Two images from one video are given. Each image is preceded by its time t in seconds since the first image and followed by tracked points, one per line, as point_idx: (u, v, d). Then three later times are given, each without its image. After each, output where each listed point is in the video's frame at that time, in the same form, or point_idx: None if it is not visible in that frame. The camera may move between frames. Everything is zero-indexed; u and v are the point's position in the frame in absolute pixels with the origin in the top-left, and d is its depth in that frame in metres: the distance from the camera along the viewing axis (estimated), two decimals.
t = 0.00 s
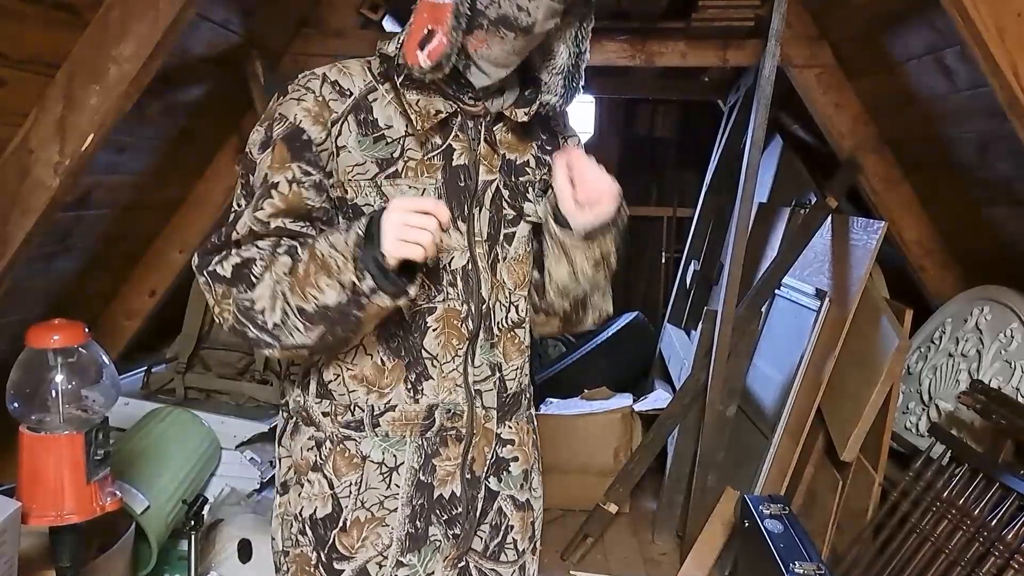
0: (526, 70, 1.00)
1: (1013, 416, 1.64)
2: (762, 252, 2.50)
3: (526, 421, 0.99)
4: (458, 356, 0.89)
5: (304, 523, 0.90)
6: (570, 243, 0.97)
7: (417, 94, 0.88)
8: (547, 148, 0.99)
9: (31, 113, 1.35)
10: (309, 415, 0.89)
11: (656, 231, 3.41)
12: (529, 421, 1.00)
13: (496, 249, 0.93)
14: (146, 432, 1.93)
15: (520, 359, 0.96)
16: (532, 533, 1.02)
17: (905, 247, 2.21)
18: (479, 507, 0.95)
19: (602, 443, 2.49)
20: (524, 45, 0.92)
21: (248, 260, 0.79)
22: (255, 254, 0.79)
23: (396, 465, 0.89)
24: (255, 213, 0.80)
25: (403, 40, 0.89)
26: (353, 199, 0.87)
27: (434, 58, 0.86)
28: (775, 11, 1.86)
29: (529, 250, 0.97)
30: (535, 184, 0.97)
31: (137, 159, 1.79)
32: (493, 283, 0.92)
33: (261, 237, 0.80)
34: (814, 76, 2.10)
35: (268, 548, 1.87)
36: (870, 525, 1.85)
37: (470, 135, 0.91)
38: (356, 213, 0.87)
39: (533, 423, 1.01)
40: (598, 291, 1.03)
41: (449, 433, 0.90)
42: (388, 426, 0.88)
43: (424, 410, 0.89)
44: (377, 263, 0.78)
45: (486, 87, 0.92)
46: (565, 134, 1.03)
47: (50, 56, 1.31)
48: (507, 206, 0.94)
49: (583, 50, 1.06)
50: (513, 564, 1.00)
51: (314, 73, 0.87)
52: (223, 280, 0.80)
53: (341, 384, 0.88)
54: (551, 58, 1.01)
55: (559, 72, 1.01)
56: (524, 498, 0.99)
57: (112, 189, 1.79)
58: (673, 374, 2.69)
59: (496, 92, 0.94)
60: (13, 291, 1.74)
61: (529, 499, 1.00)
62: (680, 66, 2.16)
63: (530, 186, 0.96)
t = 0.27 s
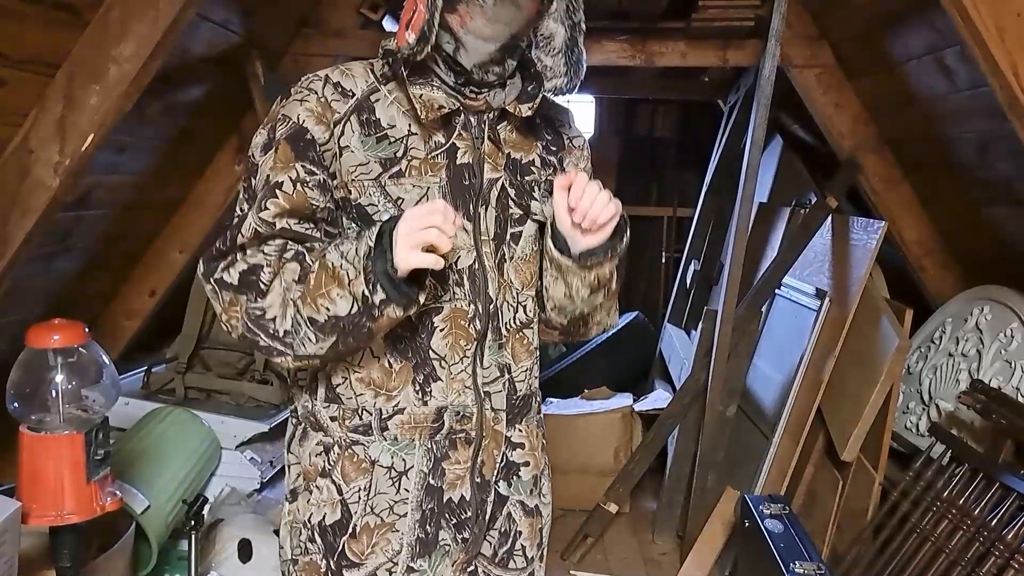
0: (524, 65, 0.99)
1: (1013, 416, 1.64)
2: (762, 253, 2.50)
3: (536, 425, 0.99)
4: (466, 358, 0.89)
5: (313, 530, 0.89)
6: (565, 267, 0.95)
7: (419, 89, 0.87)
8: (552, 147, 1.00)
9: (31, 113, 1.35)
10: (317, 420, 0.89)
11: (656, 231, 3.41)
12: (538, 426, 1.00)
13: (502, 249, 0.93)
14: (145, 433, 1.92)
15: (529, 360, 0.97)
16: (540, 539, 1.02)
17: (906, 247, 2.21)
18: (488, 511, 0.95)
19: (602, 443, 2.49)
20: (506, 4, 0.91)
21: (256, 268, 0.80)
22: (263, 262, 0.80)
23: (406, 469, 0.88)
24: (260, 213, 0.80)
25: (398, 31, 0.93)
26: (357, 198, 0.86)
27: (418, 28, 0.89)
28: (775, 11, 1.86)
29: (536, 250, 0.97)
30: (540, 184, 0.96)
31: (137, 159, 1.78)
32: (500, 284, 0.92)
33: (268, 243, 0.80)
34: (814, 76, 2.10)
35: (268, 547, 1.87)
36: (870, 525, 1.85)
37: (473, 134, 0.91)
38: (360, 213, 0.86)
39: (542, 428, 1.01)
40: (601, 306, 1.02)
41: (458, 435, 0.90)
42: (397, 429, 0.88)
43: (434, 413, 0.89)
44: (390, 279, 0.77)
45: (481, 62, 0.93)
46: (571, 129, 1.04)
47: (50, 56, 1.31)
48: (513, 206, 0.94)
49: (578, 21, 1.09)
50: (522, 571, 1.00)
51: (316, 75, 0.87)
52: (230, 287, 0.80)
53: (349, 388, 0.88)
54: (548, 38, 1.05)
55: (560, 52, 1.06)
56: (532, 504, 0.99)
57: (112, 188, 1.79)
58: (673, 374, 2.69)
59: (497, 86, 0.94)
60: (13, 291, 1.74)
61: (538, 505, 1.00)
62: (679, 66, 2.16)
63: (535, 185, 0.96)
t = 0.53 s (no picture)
0: (521, 61, 0.99)
1: (1013, 416, 1.64)
2: (762, 253, 2.50)
3: (541, 428, 0.99)
4: (468, 358, 0.89)
5: (317, 533, 0.89)
6: (562, 279, 0.93)
7: (419, 86, 0.87)
8: (555, 147, 0.99)
9: (31, 113, 1.35)
10: (322, 422, 0.90)
11: (656, 231, 3.41)
12: (544, 427, 1.00)
13: (504, 248, 0.93)
14: (145, 433, 1.92)
15: (534, 362, 0.95)
16: (545, 544, 1.01)
17: (906, 247, 2.21)
18: (492, 514, 0.94)
19: (602, 443, 2.49)
20: None
21: (257, 274, 0.81)
22: (264, 267, 0.81)
23: (409, 471, 0.88)
24: (259, 216, 0.81)
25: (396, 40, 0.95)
26: (356, 199, 0.86)
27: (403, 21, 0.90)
28: (775, 11, 1.86)
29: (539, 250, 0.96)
30: (541, 183, 0.97)
31: (137, 159, 1.78)
32: (502, 283, 0.92)
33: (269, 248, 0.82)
34: (814, 76, 2.10)
35: (269, 547, 1.87)
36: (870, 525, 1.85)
37: (472, 132, 0.91)
38: (360, 213, 0.87)
39: (548, 430, 1.01)
40: (601, 315, 1.00)
41: (461, 437, 0.90)
42: (400, 431, 0.88)
43: (436, 414, 0.89)
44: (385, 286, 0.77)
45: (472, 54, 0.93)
46: (571, 128, 1.03)
47: (50, 56, 1.31)
48: (514, 205, 0.94)
49: (568, 8, 1.02)
50: None
51: (314, 78, 0.87)
52: (233, 293, 0.82)
53: (353, 390, 0.88)
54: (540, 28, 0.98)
55: (551, 42, 0.98)
56: (538, 508, 0.98)
57: (112, 189, 1.79)
58: (673, 374, 2.69)
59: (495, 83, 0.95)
60: (13, 291, 1.74)
61: (543, 509, 0.99)
62: (679, 65, 2.16)
63: (536, 185, 0.96)
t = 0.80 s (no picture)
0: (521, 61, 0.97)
1: (1013, 416, 1.64)
2: (762, 253, 2.50)
3: (545, 425, 1.00)
4: (473, 356, 0.89)
5: (324, 533, 0.90)
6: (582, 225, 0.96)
7: (421, 87, 0.87)
8: (554, 145, 1.00)
9: (31, 113, 1.35)
10: (328, 422, 0.89)
11: (656, 231, 3.41)
12: (546, 425, 1.01)
13: (508, 246, 0.93)
14: (145, 433, 1.92)
15: (536, 358, 0.96)
16: (549, 539, 1.03)
17: (906, 246, 2.21)
18: (498, 510, 0.95)
19: (602, 443, 2.49)
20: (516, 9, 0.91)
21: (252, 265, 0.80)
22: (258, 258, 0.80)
23: (416, 469, 0.88)
24: (255, 219, 0.80)
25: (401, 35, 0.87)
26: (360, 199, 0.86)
27: (432, 32, 0.84)
28: (775, 11, 1.86)
29: (541, 248, 0.97)
30: (542, 181, 0.97)
31: (136, 159, 1.78)
32: (506, 282, 0.92)
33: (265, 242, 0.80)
34: (814, 76, 2.10)
35: (269, 547, 1.86)
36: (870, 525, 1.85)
37: (474, 133, 0.91)
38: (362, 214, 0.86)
39: (550, 427, 1.02)
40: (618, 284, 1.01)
41: (467, 435, 0.90)
42: (407, 429, 0.88)
43: (443, 412, 0.89)
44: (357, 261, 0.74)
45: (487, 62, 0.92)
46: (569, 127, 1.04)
47: (50, 56, 1.31)
48: (517, 204, 0.94)
49: (578, 28, 1.08)
50: (531, 571, 1.01)
51: (314, 80, 0.87)
52: (233, 289, 0.79)
53: (359, 389, 0.87)
54: (549, 39, 1.03)
55: (559, 56, 1.04)
56: (541, 504, 1.00)
57: (112, 188, 1.79)
58: (673, 374, 2.69)
59: (496, 82, 0.92)
60: (13, 291, 1.74)
61: (546, 504, 1.01)
62: (679, 65, 2.16)
63: (537, 183, 0.96)
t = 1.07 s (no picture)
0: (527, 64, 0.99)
1: (1013, 416, 1.64)
2: (762, 253, 2.50)
3: (546, 422, 1.01)
4: (480, 354, 0.90)
5: (331, 530, 0.88)
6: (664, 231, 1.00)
7: (433, 88, 0.88)
8: (557, 148, 1.00)
9: (31, 113, 1.35)
10: (333, 420, 0.88)
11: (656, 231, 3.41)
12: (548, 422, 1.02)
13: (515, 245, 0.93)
14: (145, 432, 1.92)
15: (539, 356, 0.96)
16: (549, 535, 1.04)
17: (906, 247, 2.21)
18: (501, 505, 0.96)
19: (602, 443, 2.49)
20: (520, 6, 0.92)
21: (284, 267, 0.77)
22: (290, 261, 0.77)
23: (426, 466, 0.88)
24: (284, 215, 0.78)
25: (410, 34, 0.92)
26: (373, 199, 0.86)
27: (429, 27, 0.87)
28: (775, 11, 1.86)
29: (546, 248, 0.97)
30: (548, 182, 0.98)
31: (136, 159, 1.78)
32: (513, 281, 0.92)
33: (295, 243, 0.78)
34: (814, 76, 2.10)
35: (268, 547, 1.86)
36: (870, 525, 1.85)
37: (484, 133, 0.91)
38: (376, 213, 0.86)
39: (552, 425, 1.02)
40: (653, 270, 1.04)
41: (473, 430, 0.90)
42: (416, 426, 0.87)
43: (451, 409, 0.88)
44: (435, 267, 0.75)
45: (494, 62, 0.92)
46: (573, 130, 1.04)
47: (50, 56, 1.31)
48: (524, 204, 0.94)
49: (585, 32, 1.09)
50: (532, 566, 1.01)
51: (327, 77, 0.87)
52: (257, 289, 0.78)
53: (367, 386, 0.86)
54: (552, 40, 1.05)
55: (563, 57, 1.04)
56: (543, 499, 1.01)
57: (112, 188, 1.79)
58: (673, 374, 2.69)
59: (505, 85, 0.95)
60: (13, 291, 1.74)
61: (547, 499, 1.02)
62: (679, 66, 2.16)
63: (542, 184, 0.97)
